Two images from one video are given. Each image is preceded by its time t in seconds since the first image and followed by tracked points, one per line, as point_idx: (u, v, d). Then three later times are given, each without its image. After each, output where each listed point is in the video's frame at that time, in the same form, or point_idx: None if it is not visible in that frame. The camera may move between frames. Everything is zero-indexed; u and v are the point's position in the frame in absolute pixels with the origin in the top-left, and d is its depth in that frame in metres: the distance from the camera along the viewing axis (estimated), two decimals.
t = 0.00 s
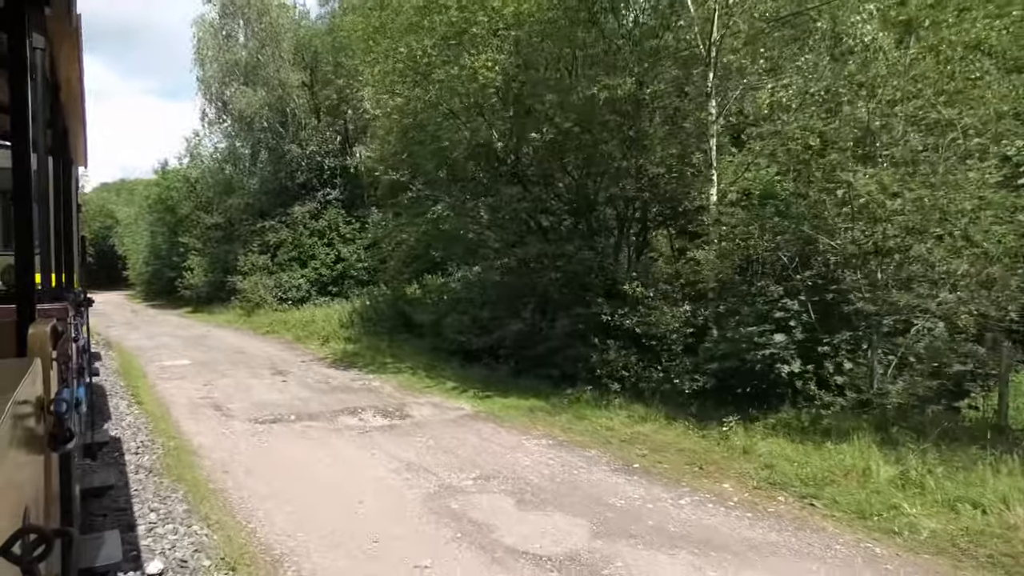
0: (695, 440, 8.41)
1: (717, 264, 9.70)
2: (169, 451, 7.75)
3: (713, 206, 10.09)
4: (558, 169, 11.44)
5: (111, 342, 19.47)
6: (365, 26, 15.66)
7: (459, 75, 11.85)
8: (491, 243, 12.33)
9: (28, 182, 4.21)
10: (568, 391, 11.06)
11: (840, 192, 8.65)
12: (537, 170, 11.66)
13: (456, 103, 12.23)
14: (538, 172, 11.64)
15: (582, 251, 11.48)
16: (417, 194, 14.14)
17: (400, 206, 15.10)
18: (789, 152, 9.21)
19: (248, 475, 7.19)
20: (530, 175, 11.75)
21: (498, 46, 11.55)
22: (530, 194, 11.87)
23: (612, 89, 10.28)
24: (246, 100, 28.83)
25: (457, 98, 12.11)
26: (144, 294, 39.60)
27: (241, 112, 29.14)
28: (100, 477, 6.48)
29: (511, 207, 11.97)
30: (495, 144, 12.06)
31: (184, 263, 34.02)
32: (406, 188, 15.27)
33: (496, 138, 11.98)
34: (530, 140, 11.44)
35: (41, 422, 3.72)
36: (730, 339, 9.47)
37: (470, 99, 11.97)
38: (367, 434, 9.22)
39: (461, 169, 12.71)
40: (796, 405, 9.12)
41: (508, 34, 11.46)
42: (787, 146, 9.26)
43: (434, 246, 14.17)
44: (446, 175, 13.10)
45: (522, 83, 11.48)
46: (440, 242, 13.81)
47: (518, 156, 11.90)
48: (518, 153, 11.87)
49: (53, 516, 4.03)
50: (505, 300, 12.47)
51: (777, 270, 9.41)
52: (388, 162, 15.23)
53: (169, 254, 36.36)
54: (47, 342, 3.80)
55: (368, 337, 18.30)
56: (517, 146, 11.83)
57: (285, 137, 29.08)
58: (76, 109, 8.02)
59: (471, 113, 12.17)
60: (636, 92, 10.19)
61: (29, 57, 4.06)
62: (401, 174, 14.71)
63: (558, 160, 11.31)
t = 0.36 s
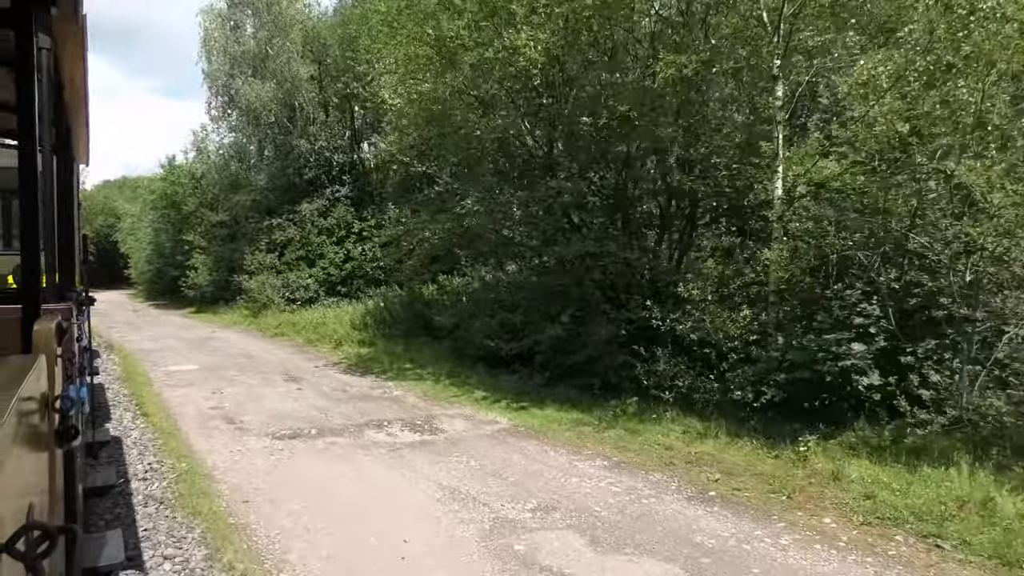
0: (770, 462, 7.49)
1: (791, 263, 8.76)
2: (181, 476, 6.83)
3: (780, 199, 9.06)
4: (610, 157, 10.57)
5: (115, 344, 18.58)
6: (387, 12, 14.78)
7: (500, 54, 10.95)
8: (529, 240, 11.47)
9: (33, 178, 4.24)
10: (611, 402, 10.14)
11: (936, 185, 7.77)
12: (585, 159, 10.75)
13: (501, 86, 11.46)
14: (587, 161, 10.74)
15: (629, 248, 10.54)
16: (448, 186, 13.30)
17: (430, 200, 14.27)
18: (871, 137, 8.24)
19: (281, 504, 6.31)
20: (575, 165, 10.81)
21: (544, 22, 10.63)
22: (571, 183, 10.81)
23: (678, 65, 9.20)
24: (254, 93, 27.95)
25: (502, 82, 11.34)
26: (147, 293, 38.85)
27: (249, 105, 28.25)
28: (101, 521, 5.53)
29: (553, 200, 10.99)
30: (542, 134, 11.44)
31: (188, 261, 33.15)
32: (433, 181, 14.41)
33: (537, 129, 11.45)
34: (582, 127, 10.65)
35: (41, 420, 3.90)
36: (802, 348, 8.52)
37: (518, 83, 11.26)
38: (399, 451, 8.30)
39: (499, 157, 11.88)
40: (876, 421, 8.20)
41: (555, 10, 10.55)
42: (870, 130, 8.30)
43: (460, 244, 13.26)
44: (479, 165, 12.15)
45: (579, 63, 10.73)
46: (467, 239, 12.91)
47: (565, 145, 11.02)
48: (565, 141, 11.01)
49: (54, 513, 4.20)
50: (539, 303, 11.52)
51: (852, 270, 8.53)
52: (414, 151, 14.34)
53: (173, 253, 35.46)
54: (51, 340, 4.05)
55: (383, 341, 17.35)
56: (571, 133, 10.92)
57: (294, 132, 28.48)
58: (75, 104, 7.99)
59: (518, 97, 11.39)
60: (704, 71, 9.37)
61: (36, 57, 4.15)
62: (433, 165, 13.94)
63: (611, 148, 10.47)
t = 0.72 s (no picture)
0: (867, 491, 6.60)
1: (873, 258, 8.00)
2: (199, 508, 5.95)
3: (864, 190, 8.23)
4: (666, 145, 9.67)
5: (116, 348, 17.66)
6: None
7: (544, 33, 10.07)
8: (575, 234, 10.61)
9: (37, 180, 4.81)
10: (664, 416, 9.25)
11: None
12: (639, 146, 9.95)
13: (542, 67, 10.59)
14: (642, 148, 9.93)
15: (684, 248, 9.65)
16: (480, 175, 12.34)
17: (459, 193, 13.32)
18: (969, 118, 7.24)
19: (315, 545, 5.44)
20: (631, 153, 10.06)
21: None
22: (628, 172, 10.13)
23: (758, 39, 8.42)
24: (261, 88, 27.03)
25: (542, 65, 10.47)
26: (149, 294, 37.98)
27: (256, 100, 27.35)
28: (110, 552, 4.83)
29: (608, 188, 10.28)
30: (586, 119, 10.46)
31: (192, 261, 32.24)
32: (460, 172, 13.42)
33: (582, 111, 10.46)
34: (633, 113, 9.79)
35: (47, 417, 3.78)
36: (891, 358, 7.62)
37: (560, 64, 10.38)
38: (439, 474, 7.40)
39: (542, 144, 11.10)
40: (978, 443, 7.21)
41: None
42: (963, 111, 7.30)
43: (491, 241, 12.35)
44: (523, 153, 11.42)
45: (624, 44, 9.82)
46: (505, 235, 11.93)
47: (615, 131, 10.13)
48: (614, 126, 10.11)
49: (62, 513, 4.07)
50: (579, 305, 10.60)
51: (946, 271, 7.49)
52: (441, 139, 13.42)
53: (177, 253, 34.55)
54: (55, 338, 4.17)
55: (400, 346, 16.41)
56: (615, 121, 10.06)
57: (301, 128, 27.56)
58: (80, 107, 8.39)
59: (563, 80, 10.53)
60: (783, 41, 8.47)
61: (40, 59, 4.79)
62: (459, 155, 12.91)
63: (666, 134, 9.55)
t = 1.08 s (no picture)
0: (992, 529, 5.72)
1: (983, 256, 7.10)
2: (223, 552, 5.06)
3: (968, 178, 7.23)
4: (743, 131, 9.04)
5: (116, 351, 16.70)
6: None
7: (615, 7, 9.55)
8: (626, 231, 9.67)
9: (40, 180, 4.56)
10: (728, 432, 8.34)
11: None
12: (708, 134, 9.32)
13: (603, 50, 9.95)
14: (711, 136, 9.32)
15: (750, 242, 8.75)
16: (513, 168, 11.40)
17: (494, 187, 12.45)
18: None
19: None
20: (699, 142, 9.41)
21: None
22: (692, 163, 9.42)
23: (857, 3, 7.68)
24: (268, 80, 26.07)
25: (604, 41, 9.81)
26: (149, 293, 37.03)
27: (262, 93, 26.39)
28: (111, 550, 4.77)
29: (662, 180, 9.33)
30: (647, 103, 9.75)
31: (194, 260, 31.28)
32: (491, 164, 12.50)
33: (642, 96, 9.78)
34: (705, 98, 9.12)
35: (47, 419, 3.72)
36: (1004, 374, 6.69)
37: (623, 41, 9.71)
38: (488, 502, 6.51)
39: (592, 134, 10.39)
40: None
41: None
42: None
43: (525, 237, 11.42)
44: (567, 145, 10.67)
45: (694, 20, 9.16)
46: (541, 232, 10.96)
47: (681, 118, 9.47)
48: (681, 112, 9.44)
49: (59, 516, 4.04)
50: (626, 309, 9.70)
51: None
52: (474, 129, 12.59)
53: (179, 253, 33.62)
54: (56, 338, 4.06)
55: (417, 350, 15.48)
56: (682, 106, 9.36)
57: (309, 122, 26.61)
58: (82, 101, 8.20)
59: (624, 65, 9.96)
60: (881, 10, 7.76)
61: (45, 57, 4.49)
62: (490, 146, 11.99)
63: (743, 118, 8.90)
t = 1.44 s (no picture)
0: None
1: None
2: None
3: None
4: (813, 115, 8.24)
5: (117, 357, 15.76)
6: None
7: None
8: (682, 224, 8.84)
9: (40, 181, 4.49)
10: (806, 451, 7.47)
11: None
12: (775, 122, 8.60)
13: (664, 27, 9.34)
14: (778, 123, 8.58)
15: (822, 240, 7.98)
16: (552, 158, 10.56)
17: (530, 183, 11.61)
18: None
19: None
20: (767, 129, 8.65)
21: None
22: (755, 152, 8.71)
23: None
24: (274, 73, 25.12)
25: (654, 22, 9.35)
26: (150, 294, 36.18)
27: (267, 86, 25.47)
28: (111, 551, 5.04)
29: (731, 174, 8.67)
30: (714, 87, 9.02)
31: (197, 260, 30.37)
32: (524, 156, 11.58)
33: (707, 77, 9.05)
34: (774, 77, 8.39)
35: (48, 420, 3.89)
36: None
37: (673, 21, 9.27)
38: (553, 539, 5.63)
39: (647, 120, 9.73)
40: None
41: None
42: None
43: (565, 234, 10.55)
44: (617, 135, 10.04)
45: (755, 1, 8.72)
46: (585, 228, 10.13)
47: (743, 104, 8.75)
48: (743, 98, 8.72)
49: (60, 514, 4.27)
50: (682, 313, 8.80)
51: None
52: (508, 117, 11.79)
53: (182, 252, 32.70)
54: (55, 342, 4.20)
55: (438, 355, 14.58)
56: (747, 89, 8.62)
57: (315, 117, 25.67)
58: (81, 100, 8.07)
59: (680, 46, 9.35)
60: None
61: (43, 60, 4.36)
62: (523, 134, 11.18)
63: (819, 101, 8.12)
